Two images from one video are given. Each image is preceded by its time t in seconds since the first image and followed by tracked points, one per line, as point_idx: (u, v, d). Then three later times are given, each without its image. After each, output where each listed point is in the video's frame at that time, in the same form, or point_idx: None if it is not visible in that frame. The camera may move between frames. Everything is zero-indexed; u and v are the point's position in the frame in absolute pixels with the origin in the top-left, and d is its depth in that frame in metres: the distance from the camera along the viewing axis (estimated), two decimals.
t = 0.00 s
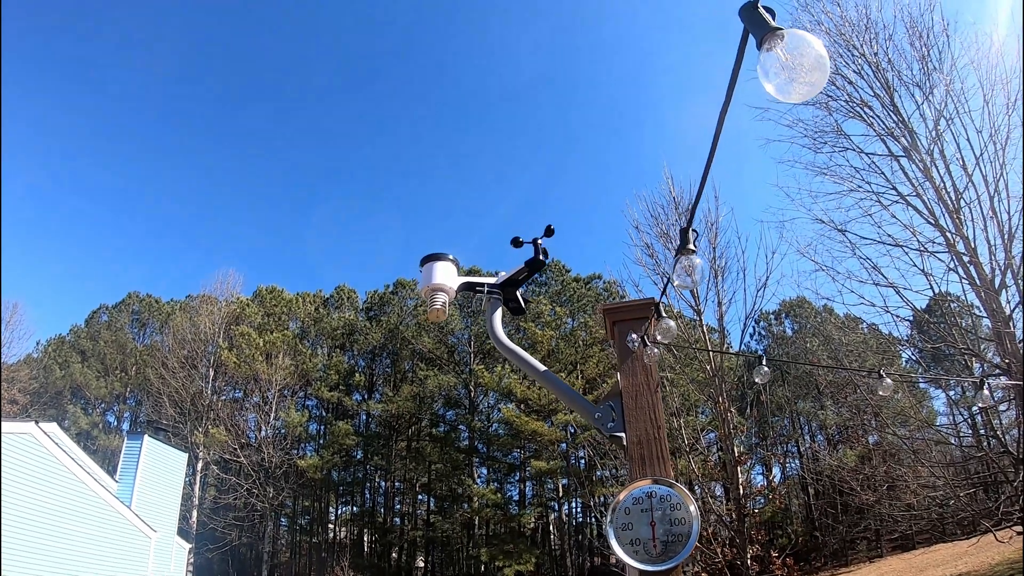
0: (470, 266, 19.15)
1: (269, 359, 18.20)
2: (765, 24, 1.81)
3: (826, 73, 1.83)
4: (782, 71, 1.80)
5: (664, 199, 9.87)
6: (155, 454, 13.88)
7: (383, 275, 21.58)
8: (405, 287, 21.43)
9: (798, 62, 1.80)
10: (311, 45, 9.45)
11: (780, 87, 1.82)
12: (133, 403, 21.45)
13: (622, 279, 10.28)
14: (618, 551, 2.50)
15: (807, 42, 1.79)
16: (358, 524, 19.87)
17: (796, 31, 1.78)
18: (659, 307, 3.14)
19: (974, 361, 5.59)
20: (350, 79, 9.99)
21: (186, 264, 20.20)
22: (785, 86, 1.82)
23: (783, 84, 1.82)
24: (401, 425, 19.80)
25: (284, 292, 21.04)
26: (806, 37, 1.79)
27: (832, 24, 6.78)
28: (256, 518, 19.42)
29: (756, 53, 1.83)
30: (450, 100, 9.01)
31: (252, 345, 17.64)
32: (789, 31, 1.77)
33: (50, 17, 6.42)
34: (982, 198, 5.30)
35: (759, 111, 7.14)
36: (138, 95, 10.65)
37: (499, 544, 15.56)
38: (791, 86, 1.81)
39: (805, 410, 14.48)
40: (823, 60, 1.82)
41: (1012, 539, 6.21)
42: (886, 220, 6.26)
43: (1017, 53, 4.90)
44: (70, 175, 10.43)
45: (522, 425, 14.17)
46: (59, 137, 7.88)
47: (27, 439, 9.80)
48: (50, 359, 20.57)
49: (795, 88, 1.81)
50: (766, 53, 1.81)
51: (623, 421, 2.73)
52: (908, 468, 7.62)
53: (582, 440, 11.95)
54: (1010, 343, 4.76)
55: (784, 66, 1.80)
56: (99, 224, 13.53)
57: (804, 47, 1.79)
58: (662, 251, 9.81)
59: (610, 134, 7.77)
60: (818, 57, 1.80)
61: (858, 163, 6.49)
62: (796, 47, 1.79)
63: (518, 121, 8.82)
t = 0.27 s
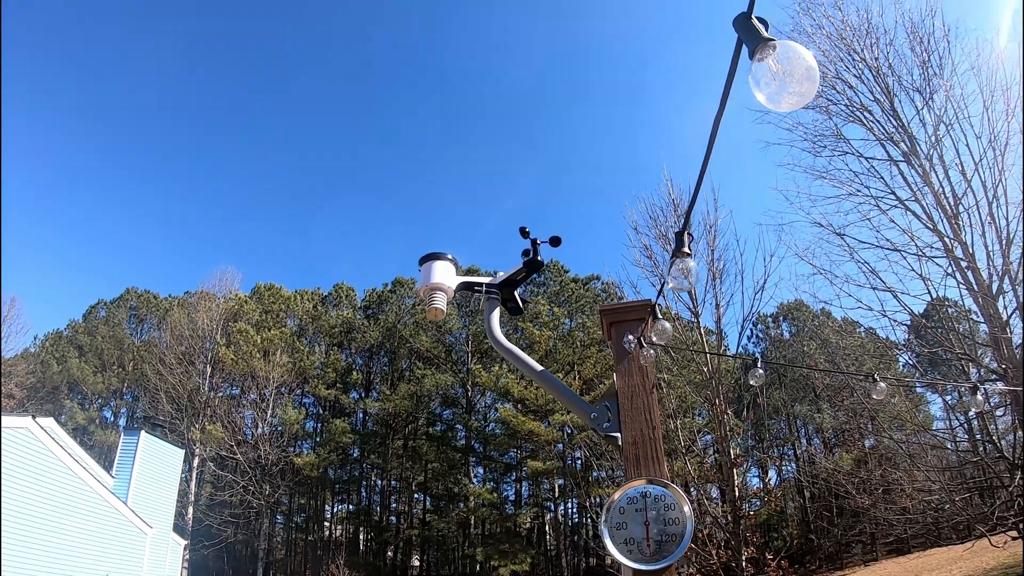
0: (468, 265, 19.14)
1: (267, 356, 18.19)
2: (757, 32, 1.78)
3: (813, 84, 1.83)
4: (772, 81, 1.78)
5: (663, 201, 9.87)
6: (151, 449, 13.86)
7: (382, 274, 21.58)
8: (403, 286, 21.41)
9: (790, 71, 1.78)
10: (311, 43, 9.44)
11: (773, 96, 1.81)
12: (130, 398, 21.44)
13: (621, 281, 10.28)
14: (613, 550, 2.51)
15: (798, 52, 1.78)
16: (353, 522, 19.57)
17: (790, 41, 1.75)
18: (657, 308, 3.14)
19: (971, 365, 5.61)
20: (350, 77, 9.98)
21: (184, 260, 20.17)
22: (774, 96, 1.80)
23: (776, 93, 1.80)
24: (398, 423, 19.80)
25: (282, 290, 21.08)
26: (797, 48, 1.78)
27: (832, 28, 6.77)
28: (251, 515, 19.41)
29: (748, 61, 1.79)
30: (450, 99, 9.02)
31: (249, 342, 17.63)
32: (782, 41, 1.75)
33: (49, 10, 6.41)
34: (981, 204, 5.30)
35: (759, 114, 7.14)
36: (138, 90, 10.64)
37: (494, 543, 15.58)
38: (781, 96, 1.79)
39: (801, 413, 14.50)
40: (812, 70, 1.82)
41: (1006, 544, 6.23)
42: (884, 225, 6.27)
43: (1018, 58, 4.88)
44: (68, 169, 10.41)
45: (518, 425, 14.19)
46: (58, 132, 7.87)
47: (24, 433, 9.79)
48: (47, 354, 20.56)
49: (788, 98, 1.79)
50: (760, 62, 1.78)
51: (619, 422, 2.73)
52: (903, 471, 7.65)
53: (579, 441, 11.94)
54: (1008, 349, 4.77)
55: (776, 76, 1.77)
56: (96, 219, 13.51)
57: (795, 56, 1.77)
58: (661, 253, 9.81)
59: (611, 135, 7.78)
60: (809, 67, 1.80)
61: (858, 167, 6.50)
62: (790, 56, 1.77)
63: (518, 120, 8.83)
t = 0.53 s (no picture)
0: (471, 266, 19.17)
1: (269, 354, 18.24)
2: (751, 66, 1.82)
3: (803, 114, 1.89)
4: (763, 116, 1.85)
5: (666, 204, 9.89)
6: (153, 446, 13.90)
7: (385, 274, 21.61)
8: (406, 286, 21.45)
9: (780, 105, 1.85)
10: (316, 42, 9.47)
11: (762, 130, 1.87)
12: (131, 396, 21.47)
13: (623, 284, 10.29)
14: (610, 553, 2.52)
15: (788, 86, 1.84)
16: (353, 522, 19.45)
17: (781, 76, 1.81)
18: (657, 315, 3.16)
19: (972, 372, 5.61)
20: (354, 77, 10.01)
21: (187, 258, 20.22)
22: (765, 130, 1.87)
23: (766, 127, 1.86)
24: (399, 423, 19.83)
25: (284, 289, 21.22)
26: (787, 82, 1.84)
27: (837, 33, 6.79)
28: (252, 513, 19.43)
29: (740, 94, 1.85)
30: (455, 100, 9.05)
31: (252, 340, 17.66)
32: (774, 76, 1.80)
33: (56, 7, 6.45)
34: (984, 210, 5.31)
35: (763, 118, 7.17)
36: (143, 88, 10.68)
37: (494, 544, 15.59)
38: (772, 129, 1.86)
39: (802, 418, 14.50)
40: (802, 104, 1.88)
41: (1005, 550, 6.23)
42: (887, 230, 6.28)
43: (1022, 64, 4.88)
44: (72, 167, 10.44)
45: (520, 426, 14.20)
46: (61, 129, 7.89)
47: (25, 429, 9.88)
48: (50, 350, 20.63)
49: (777, 131, 1.86)
50: (752, 96, 1.83)
51: (619, 427, 2.76)
52: (903, 477, 7.64)
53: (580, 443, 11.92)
54: (1008, 356, 4.78)
55: (766, 110, 1.84)
56: (99, 216, 13.54)
57: (785, 90, 1.83)
58: (663, 256, 9.82)
59: (615, 137, 7.82)
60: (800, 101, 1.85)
61: (861, 172, 6.51)
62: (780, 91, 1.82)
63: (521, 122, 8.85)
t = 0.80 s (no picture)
0: (475, 268, 19.17)
1: (273, 356, 18.28)
2: (742, 71, 1.83)
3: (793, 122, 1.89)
4: (755, 120, 1.84)
5: (670, 206, 9.89)
6: (158, 447, 13.93)
7: (389, 276, 21.63)
8: (411, 289, 21.55)
9: (771, 110, 1.84)
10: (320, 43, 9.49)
11: (753, 135, 1.86)
12: (136, 397, 21.53)
13: (627, 286, 10.27)
14: (611, 557, 2.51)
15: (778, 92, 1.84)
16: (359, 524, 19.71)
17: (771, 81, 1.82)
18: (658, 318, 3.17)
19: (978, 375, 5.58)
20: (357, 78, 10.02)
21: (192, 260, 20.27)
22: (756, 134, 1.86)
23: (756, 132, 1.85)
24: (404, 425, 19.84)
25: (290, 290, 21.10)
26: (778, 88, 1.84)
27: (841, 35, 6.79)
28: (256, 515, 19.43)
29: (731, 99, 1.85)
30: (458, 101, 9.07)
31: (256, 341, 17.69)
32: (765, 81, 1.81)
33: (60, 7, 6.48)
34: (989, 212, 5.29)
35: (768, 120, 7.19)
36: (147, 89, 10.72)
37: (499, 547, 15.58)
38: (763, 134, 1.85)
39: (808, 421, 14.46)
40: (794, 110, 1.88)
41: (1011, 555, 6.20)
42: (892, 232, 6.26)
43: None
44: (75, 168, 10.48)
45: (524, 429, 14.19)
46: (64, 129, 7.90)
47: (31, 430, 9.94)
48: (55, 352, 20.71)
49: (768, 135, 1.85)
50: (742, 100, 1.83)
51: (620, 430, 2.77)
52: (909, 480, 7.61)
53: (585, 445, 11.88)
54: (1014, 358, 4.75)
55: (758, 115, 1.83)
56: (103, 217, 13.57)
57: (776, 96, 1.83)
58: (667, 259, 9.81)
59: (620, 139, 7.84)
60: (790, 108, 1.85)
61: (866, 174, 6.51)
62: (769, 97, 1.82)
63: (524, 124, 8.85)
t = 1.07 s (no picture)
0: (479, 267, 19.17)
1: (277, 356, 18.31)
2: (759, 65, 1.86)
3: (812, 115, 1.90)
4: (772, 113, 1.87)
5: (673, 204, 9.89)
6: (162, 448, 13.95)
7: (392, 275, 21.63)
8: (413, 288, 21.44)
9: (789, 103, 1.86)
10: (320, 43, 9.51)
11: (771, 128, 1.89)
12: (141, 398, 21.57)
13: (631, 284, 10.27)
14: (620, 554, 2.51)
15: (796, 85, 1.86)
16: (363, 523, 19.82)
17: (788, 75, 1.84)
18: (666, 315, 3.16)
19: (982, 372, 5.55)
20: (358, 77, 10.03)
21: (195, 260, 20.31)
22: (775, 127, 1.89)
23: (773, 125, 1.88)
24: (408, 425, 19.87)
25: (293, 290, 20.78)
26: (796, 81, 1.86)
27: (844, 31, 6.78)
28: (261, 515, 19.44)
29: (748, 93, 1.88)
30: (460, 101, 9.08)
31: (260, 341, 17.72)
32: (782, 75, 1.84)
33: (60, 9, 6.51)
34: (993, 208, 5.27)
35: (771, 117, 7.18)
36: (148, 90, 10.74)
37: (503, 546, 15.58)
38: (781, 126, 1.88)
39: (812, 419, 14.44)
40: (813, 104, 1.89)
41: (1017, 552, 6.19)
42: (896, 229, 6.25)
43: None
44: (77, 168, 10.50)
45: (528, 427, 14.20)
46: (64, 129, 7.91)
47: (35, 432, 9.88)
48: (59, 352, 20.77)
49: (786, 127, 1.86)
50: (758, 92, 1.87)
51: (628, 427, 2.76)
52: (913, 478, 7.59)
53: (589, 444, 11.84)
54: (1018, 354, 4.72)
55: (775, 108, 1.86)
56: (105, 218, 13.59)
57: (794, 89, 1.85)
58: (671, 257, 9.80)
59: (623, 137, 7.86)
60: (810, 102, 1.86)
61: (869, 171, 6.47)
62: (787, 89, 1.85)
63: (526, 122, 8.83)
